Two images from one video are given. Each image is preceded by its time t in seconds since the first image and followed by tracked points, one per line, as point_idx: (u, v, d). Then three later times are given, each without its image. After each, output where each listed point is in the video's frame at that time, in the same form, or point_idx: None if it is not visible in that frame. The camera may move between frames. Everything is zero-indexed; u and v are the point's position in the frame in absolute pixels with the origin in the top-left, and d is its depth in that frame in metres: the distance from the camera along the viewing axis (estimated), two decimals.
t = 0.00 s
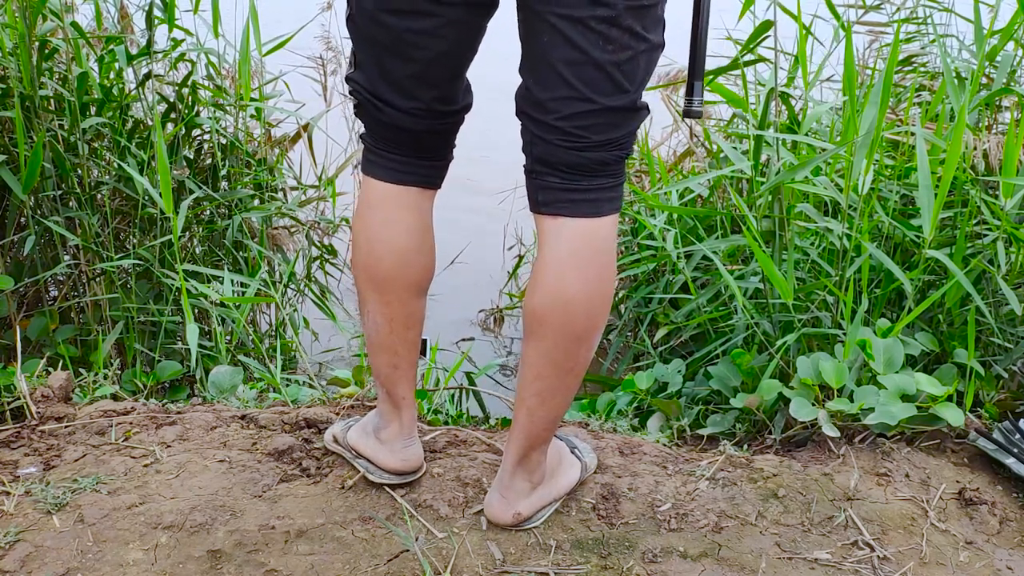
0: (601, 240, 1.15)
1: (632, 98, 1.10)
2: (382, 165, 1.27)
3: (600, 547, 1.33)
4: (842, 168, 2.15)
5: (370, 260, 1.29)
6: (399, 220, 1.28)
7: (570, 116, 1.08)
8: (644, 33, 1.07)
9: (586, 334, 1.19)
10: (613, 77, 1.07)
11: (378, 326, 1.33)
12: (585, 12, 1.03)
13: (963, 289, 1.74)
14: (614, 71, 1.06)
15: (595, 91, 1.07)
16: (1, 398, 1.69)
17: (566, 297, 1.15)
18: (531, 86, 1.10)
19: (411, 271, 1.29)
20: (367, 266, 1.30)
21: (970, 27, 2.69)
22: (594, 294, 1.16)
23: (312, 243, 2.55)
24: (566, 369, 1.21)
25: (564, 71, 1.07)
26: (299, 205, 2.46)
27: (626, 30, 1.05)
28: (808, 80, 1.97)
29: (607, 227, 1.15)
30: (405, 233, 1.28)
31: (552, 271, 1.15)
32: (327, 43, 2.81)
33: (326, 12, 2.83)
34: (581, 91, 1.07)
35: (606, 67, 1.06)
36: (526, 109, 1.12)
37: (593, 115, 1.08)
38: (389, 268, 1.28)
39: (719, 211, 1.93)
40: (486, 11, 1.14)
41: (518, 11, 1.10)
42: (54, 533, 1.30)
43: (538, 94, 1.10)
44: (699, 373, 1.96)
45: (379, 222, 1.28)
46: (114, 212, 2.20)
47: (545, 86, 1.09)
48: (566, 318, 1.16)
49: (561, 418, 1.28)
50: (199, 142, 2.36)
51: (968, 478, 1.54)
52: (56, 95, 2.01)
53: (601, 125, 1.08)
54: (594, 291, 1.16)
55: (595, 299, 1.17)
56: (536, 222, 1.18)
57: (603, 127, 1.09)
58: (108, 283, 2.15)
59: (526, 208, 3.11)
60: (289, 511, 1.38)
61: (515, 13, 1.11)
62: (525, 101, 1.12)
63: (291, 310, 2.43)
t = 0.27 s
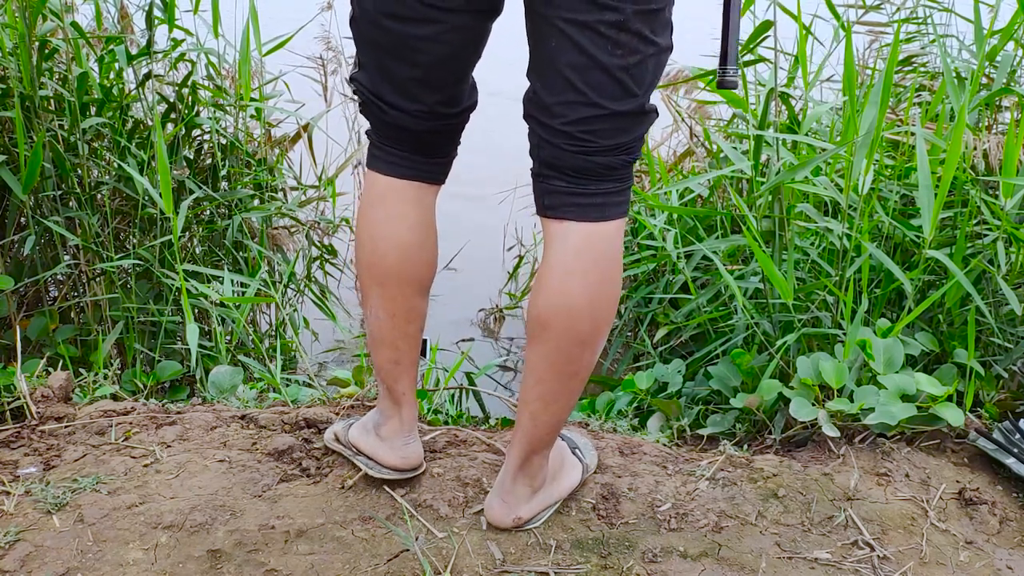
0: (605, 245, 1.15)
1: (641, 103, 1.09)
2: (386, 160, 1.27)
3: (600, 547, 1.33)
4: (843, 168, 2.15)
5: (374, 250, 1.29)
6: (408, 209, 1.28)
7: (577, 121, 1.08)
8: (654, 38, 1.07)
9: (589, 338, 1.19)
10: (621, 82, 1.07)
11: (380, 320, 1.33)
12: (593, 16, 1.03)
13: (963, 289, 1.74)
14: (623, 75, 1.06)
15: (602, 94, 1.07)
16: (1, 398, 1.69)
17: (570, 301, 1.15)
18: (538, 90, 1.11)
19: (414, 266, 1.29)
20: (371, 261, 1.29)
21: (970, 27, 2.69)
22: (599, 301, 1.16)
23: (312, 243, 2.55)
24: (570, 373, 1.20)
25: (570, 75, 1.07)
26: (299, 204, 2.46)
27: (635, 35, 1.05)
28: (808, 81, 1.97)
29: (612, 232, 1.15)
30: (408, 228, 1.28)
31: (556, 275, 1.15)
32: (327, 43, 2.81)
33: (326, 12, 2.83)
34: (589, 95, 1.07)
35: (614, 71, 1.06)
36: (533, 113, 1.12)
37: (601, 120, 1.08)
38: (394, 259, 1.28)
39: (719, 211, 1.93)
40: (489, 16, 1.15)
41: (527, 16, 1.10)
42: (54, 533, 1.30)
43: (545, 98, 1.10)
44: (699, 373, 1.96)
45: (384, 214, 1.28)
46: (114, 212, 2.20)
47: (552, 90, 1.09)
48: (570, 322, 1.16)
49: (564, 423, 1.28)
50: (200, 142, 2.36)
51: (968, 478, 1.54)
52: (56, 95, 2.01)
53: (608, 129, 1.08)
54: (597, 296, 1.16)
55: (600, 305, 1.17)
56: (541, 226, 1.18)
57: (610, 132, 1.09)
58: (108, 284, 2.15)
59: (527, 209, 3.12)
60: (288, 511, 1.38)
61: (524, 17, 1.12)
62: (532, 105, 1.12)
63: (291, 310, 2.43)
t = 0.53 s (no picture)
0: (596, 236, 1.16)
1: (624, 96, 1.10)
2: (354, 132, 1.29)
3: (600, 547, 1.33)
4: (842, 168, 2.15)
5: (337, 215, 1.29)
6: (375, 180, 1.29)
7: (562, 120, 1.08)
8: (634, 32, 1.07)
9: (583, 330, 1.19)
10: (604, 81, 1.07)
11: (333, 291, 1.33)
12: (573, 18, 1.03)
13: (963, 289, 1.74)
14: (605, 72, 1.06)
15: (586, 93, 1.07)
16: (1, 398, 1.70)
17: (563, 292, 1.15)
18: (523, 91, 1.11)
19: (371, 237, 1.29)
20: (330, 227, 1.30)
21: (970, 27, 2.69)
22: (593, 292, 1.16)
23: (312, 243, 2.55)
24: (565, 366, 1.20)
25: (553, 75, 1.07)
26: (299, 205, 2.47)
27: (616, 33, 1.05)
28: (809, 80, 1.97)
29: (602, 221, 1.16)
30: (371, 198, 1.29)
31: (548, 266, 1.15)
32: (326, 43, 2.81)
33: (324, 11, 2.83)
34: (573, 96, 1.07)
35: (597, 70, 1.06)
36: (519, 113, 1.12)
37: (584, 117, 1.08)
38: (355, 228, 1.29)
39: (719, 211, 1.93)
40: (462, 8, 1.17)
41: (509, 16, 1.10)
42: (54, 533, 1.30)
43: (530, 98, 1.10)
44: (699, 373, 1.96)
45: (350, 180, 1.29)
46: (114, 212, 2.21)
47: (536, 90, 1.09)
48: (563, 315, 1.16)
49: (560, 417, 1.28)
50: (200, 142, 2.36)
51: (968, 478, 1.54)
52: (56, 95, 2.01)
53: (592, 127, 1.09)
54: (590, 288, 1.16)
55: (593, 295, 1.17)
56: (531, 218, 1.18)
57: (595, 128, 1.09)
58: (108, 284, 2.15)
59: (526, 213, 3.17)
60: (288, 512, 1.38)
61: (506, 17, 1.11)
62: (518, 104, 1.12)
63: (291, 310, 2.43)
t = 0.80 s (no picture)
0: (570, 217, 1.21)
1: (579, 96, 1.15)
2: (274, 122, 1.38)
3: (600, 547, 1.33)
4: (842, 168, 2.15)
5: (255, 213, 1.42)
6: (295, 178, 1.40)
7: (521, 125, 1.13)
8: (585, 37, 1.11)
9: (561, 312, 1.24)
10: (559, 88, 1.11)
11: (246, 272, 1.46)
12: (524, 32, 1.08)
13: (963, 289, 1.74)
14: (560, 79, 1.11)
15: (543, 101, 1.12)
16: (1, 397, 1.70)
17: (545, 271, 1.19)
18: (486, 100, 1.16)
19: (278, 230, 1.41)
20: (242, 212, 1.42)
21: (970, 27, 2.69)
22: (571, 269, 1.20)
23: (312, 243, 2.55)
24: (547, 349, 1.23)
25: (508, 85, 1.12)
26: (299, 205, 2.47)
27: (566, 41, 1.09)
28: (808, 80, 1.97)
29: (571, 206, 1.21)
30: (277, 192, 1.39)
31: (526, 249, 1.19)
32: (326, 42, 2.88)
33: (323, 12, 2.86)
34: (530, 104, 1.12)
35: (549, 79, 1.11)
36: (485, 119, 1.18)
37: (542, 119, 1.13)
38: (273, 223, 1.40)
39: (719, 211, 1.93)
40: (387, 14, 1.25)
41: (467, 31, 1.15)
42: (54, 533, 1.30)
43: (492, 107, 1.15)
44: (698, 373, 1.96)
45: (265, 177, 1.39)
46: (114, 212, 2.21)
47: (497, 99, 1.14)
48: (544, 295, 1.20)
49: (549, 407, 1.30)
50: (200, 142, 2.36)
51: (968, 478, 1.54)
52: (56, 95, 2.01)
53: (551, 129, 1.14)
54: (568, 271, 1.20)
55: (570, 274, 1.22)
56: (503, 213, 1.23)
57: (556, 130, 1.14)
58: (108, 284, 2.15)
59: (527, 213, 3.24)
60: (288, 511, 1.38)
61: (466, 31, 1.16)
62: (483, 112, 1.18)
63: (291, 310, 2.43)
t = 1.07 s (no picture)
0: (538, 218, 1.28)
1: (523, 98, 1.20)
2: (217, 163, 1.37)
3: (601, 547, 1.33)
4: (842, 167, 2.15)
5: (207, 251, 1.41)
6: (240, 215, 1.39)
7: (470, 137, 1.20)
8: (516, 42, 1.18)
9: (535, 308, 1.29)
10: (498, 98, 1.17)
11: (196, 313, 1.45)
12: (454, 54, 1.15)
13: (963, 289, 1.74)
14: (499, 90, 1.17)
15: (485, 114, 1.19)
16: (1, 397, 1.70)
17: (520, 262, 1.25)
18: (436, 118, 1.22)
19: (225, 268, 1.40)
20: (190, 254, 1.41)
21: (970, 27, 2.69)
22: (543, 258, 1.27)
23: (312, 243, 2.55)
24: (525, 331, 1.27)
25: (455, 103, 1.18)
26: (299, 204, 2.47)
27: (502, 52, 1.16)
28: (808, 80, 1.97)
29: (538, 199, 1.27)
30: (219, 231, 1.38)
31: (496, 247, 1.25)
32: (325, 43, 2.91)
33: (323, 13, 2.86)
34: (473, 117, 1.18)
35: (489, 88, 1.17)
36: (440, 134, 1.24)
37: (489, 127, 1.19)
38: (219, 257, 1.39)
39: (719, 211, 1.93)
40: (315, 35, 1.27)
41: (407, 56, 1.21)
42: (54, 533, 1.30)
43: (442, 124, 1.21)
44: (698, 373, 1.96)
45: (211, 216, 1.38)
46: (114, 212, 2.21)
47: (445, 116, 1.20)
48: (520, 285, 1.25)
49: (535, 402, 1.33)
50: (200, 142, 2.36)
51: (968, 478, 1.54)
52: (56, 95, 2.02)
53: (497, 136, 1.19)
54: (538, 260, 1.26)
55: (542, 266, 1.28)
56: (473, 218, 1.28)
57: (503, 136, 1.19)
58: (108, 283, 2.15)
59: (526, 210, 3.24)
60: (288, 512, 1.38)
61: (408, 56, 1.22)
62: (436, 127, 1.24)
63: (291, 310, 2.43)
